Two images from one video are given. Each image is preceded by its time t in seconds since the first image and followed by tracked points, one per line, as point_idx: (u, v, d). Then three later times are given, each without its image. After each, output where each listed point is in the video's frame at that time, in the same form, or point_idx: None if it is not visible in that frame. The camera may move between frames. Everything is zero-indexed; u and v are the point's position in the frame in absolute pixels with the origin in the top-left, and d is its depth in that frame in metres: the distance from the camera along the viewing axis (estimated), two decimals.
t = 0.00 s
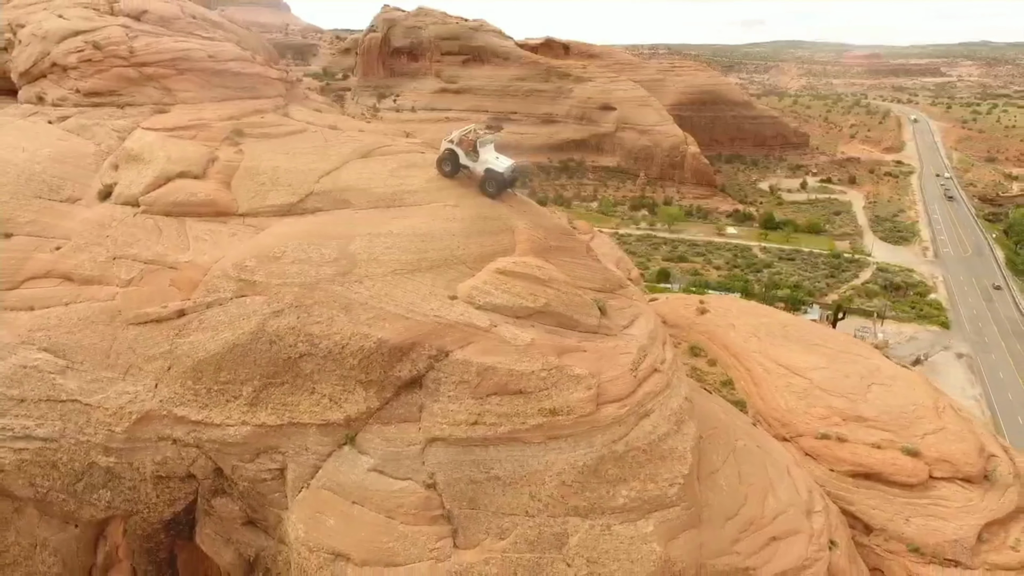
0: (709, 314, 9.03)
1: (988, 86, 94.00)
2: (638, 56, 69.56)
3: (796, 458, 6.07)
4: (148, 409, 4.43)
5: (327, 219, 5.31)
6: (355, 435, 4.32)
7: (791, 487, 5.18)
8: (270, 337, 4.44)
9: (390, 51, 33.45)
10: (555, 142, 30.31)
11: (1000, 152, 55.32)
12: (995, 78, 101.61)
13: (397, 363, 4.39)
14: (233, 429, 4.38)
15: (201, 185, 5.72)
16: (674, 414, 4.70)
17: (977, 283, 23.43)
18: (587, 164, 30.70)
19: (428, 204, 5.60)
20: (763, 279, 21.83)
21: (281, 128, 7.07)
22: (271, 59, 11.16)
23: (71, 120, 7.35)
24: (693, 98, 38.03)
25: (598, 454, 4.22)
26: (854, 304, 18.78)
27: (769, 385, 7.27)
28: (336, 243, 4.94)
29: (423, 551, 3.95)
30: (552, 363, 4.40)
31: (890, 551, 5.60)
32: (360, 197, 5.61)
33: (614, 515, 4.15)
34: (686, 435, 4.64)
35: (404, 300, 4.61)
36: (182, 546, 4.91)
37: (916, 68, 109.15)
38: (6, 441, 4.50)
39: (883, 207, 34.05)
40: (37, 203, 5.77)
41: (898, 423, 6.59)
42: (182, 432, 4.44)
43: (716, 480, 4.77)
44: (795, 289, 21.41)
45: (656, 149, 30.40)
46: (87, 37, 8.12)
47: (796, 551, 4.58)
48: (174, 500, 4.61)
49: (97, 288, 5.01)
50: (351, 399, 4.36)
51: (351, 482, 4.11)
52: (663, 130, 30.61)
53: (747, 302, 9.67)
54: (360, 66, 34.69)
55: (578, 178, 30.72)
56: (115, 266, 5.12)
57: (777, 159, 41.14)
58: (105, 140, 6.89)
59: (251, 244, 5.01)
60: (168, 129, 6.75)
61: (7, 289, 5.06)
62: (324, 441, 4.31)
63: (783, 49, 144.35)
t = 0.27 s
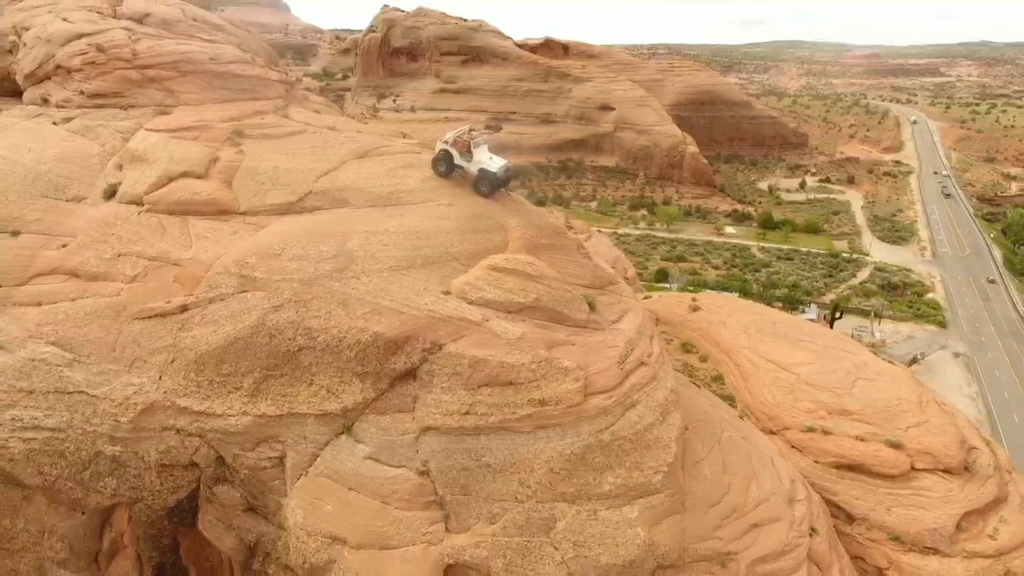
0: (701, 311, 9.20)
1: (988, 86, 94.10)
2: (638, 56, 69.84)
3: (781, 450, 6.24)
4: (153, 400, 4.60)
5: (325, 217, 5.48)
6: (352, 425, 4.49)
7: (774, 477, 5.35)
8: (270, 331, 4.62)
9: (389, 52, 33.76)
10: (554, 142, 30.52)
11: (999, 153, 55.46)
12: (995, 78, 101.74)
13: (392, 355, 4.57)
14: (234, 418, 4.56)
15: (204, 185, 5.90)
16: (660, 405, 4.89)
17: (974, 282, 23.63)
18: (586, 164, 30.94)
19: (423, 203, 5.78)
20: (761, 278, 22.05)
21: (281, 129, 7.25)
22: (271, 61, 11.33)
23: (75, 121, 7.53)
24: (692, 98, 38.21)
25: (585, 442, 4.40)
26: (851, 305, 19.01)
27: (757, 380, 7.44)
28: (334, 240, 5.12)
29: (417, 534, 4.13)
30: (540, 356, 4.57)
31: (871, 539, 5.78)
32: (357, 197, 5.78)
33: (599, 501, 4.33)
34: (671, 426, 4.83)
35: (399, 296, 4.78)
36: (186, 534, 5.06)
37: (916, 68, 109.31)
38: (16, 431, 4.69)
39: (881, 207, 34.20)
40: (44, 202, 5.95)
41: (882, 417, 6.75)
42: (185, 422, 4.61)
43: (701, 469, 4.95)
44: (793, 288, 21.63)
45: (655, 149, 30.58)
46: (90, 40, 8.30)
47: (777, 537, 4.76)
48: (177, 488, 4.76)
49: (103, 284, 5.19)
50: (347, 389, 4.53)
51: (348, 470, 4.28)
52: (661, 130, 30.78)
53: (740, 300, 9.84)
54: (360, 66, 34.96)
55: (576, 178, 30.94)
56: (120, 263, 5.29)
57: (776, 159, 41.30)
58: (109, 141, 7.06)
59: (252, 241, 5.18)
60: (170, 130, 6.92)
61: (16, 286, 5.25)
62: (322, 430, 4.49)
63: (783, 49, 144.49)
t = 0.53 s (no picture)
0: (693, 309, 9.37)
1: (988, 86, 94.29)
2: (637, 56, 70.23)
3: (767, 443, 6.40)
4: (156, 392, 4.77)
5: (323, 215, 5.64)
6: (349, 415, 4.66)
7: (759, 467, 5.50)
8: (269, 325, 4.78)
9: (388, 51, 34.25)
10: (552, 142, 30.78)
11: (997, 153, 55.64)
12: (994, 78, 101.97)
13: (388, 348, 4.73)
14: (235, 409, 4.72)
15: (204, 184, 6.06)
16: (647, 397, 5.05)
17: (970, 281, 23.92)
18: (585, 164, 31.25)
19: (418, 201, 5.94)
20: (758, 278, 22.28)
21: (280, 130, 7.40)
22: (270, 62, 11.49)
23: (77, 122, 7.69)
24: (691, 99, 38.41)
25: (573, 432, 4.56)
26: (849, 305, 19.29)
27: (747, 375, 7.60)
28: (331, 238, 5.28)
29: (411, 520, 4.30)
30: (531, 349, 4.73)
31: (854, 529, 5.94)
32: (354, 196, 5.94)
33: (587, 488, 4.49)
34: (657, 417, 4.99)
35: (394, 292, 4.94)
36: (187, 522, 5.22)
37: (915, 69, 109.54)
38: (25, 422, 4.88)
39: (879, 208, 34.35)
40: (49, 201, 6.11)
41: (868, 410, 6.91)
42: (188, 413, 4.77)
43: (687, 458, 5.11)
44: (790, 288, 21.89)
45: (653, 149, 30.78)
46: (93, 43, 8.45)
47: (761, 524, 4.91)
48: (180, 477, 4.91)
49: (107, 280, 5.34)
50: (345, 381, 4.70)
51: (345, 458, 4.45)
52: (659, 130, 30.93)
53: (732, 298, 10.00)
54: (359, 65, 35.34)
55: (576, 178, 31.21)
56: (124, 260, 5.45)
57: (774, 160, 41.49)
58: (112, 141, 7.20)
59: (252, 239, 5.34)
60: (172, 131, 7.07)
61: (23, 283, 5.43)
62: (321, 421, 4.66)
63: (782, 49, 144.73)
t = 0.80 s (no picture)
0: (686, 305, 9.55)
1: (985, 86, 94.72)
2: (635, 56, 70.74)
3: (755, 434, 6.59)
4: (163, 383, 4.95)
5: (323, 213, 5.82)
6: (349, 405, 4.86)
7: (745, 456, 5.68)
8: (272, 319, 4.97)
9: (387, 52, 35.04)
10: (551, 142, 31.14)
11: (993, 153, 55.89)
12: (992, 78, 102.35)
13: (386, 341, 4.92)
14: (239, 399, 4.91)
15: (208, 183, 6.24)
16: (636, 388, 5.24)
17: (963, 283, 24.78)
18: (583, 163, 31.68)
19: (415, 199, 6.12)
20: (757, 278, 22.88)
21: (281, 130, 7.58)
22: (271, 64, 11.68)
23: (82, 122, 7.85)
24: (687, 99, 39.89)
25: (564, 421, 4.74)
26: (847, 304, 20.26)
27: (736, 369, 7.80)
28: (331, 234, 5.46)
29: (409, 504, 4.48)
30: (524, 340, 4.92)
31: (838, 517, 6.15)
32: (352, 194, 6.12)
33: (577, 474, 4.68)
34: (645, 407, 5.18)
35: (392, 286, 5.13)
36: (193, 510, 5.44)
37: (912, 69, 109.87)
38: (36, 413, 5.07)
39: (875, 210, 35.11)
40: (56, 200, 6.29)
41: (853, 403, 7.09)
42: (193, 403, 4.96)
43: (674, 447, 5.30)
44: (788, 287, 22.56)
45: (651, 149, 31.13)
46: (97, 44, 8.62)
47: (745, 510, 5.09)
48: (186, 464, 5.12)
49: (114, 276, 5.52)
50: (344, 372, 4.89)
51: (344, 445, 4.64)
52: (656, 130, 31.20)
53: (724, 295, 10.19)
54: (358, 66, 36.16)
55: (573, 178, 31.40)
56: (130, 256, 5.63)
57: (771, 159, 42.88)
58: (117, 141, 7.37)
59: (254, 236, 5.52)
60: (176, 131, 7.25)
61: (34, 279, 5.61)
62: (322, 410, 4.86)
63: (781, 49, 145.09)
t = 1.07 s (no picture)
0: (680, 302, 9.75)
1: (984, 86, 94.99)
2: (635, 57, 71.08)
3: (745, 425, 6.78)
4: (173, 374, 5.16)
5: (327, 211, 6.03)
6: (352, 394, 5.09)
7: (733, 445, 5.89)
8: (278, 312, 5.17)
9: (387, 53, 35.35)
10: (550, 142, 31.32)
11: (992, 152, 56.15)
12: (991, 78, 102.73)
13: (388, 333, 5.13)
14: (246, 389, 5.11)
15: (215, 182, 6.46)
16: (627, 378, 5.46)
17: (962, 282, 25.03)
18: (583, 163, 31.87)
19: (415, 198, 6.33)
20: (755, 277, 23.17)
21: (286, 131, 7.80)
22: (274, 66, 11.91)
23: (91, 123, 8.06)
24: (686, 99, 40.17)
25: (558, 409, 4.95)
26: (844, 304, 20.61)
27: (728, 364, 8.00)
28: (335, 231, 5.67)
29: (410, 488, 4.69)
30: (520, 332, 5.13)
31: (825, 505, 6.37)
32: (354, 193, 6.33)
33: (571, 460, 4.90)
34: (636, 397, 5.40)
35: (394, 281, 5.34)
36: (201, 496, 5.71)
37: (912, 69, 110.18)
38: (51, 403, 5.27)
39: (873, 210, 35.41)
40: (68, 199, 6.50)
41: (841, 395, 7.28)
42: (203, 393, 5.18)
43: (664, 436, 5.52)
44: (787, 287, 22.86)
45: (651, 150, 31.33)
46: (105, 47, 8.82)
47: (732, 496, 5.30)
48: (196, 451, 5.35)
49: (126, 272, 5.74)
50: (348, 363, 5.10)
51: (348, 433, 4.85)
52: (655, 130, 31.45)
53: (717, 292, 10.39)
54: (358, 66, 36.51)
55: (573, 178, 31.65)
56: (141, 252, 5.85)
57: (771, 159, 43.25)
58: (125, 142, 7.56)
59: (259, 233, 5.73)
60: (183, 132, 7.47)
61: (48, 274, 5.83)
62: (326, 399, 5.08)
63: (780, 49, 145.44)
